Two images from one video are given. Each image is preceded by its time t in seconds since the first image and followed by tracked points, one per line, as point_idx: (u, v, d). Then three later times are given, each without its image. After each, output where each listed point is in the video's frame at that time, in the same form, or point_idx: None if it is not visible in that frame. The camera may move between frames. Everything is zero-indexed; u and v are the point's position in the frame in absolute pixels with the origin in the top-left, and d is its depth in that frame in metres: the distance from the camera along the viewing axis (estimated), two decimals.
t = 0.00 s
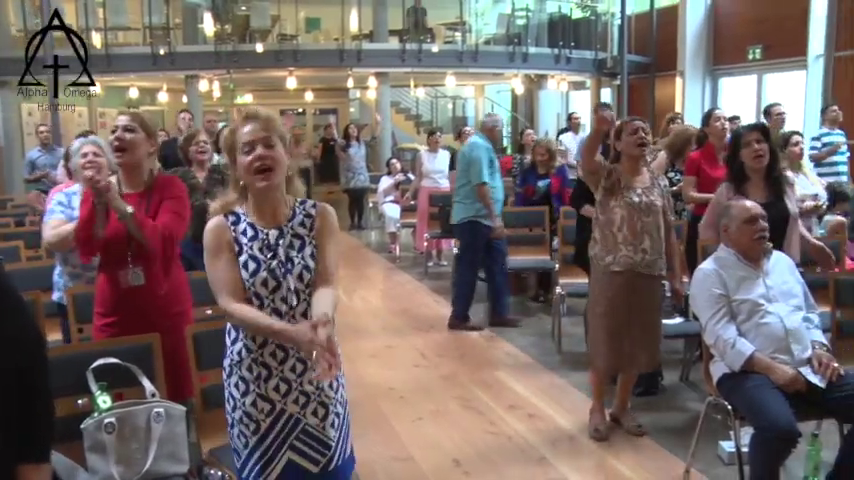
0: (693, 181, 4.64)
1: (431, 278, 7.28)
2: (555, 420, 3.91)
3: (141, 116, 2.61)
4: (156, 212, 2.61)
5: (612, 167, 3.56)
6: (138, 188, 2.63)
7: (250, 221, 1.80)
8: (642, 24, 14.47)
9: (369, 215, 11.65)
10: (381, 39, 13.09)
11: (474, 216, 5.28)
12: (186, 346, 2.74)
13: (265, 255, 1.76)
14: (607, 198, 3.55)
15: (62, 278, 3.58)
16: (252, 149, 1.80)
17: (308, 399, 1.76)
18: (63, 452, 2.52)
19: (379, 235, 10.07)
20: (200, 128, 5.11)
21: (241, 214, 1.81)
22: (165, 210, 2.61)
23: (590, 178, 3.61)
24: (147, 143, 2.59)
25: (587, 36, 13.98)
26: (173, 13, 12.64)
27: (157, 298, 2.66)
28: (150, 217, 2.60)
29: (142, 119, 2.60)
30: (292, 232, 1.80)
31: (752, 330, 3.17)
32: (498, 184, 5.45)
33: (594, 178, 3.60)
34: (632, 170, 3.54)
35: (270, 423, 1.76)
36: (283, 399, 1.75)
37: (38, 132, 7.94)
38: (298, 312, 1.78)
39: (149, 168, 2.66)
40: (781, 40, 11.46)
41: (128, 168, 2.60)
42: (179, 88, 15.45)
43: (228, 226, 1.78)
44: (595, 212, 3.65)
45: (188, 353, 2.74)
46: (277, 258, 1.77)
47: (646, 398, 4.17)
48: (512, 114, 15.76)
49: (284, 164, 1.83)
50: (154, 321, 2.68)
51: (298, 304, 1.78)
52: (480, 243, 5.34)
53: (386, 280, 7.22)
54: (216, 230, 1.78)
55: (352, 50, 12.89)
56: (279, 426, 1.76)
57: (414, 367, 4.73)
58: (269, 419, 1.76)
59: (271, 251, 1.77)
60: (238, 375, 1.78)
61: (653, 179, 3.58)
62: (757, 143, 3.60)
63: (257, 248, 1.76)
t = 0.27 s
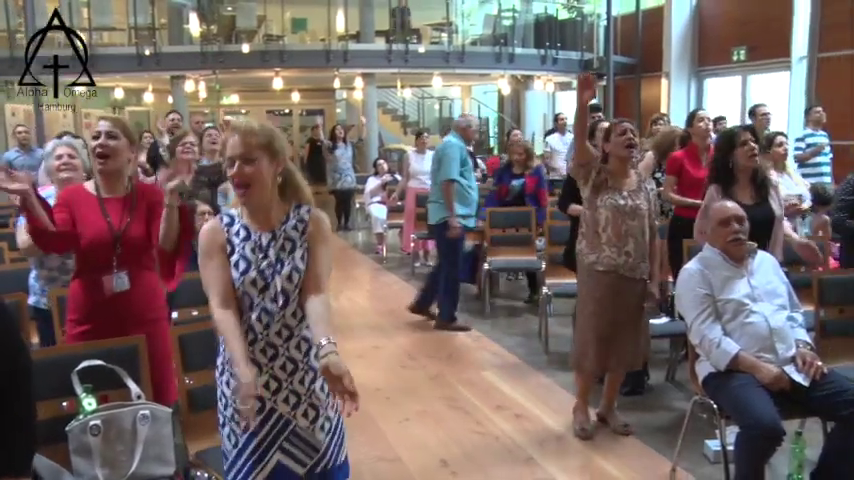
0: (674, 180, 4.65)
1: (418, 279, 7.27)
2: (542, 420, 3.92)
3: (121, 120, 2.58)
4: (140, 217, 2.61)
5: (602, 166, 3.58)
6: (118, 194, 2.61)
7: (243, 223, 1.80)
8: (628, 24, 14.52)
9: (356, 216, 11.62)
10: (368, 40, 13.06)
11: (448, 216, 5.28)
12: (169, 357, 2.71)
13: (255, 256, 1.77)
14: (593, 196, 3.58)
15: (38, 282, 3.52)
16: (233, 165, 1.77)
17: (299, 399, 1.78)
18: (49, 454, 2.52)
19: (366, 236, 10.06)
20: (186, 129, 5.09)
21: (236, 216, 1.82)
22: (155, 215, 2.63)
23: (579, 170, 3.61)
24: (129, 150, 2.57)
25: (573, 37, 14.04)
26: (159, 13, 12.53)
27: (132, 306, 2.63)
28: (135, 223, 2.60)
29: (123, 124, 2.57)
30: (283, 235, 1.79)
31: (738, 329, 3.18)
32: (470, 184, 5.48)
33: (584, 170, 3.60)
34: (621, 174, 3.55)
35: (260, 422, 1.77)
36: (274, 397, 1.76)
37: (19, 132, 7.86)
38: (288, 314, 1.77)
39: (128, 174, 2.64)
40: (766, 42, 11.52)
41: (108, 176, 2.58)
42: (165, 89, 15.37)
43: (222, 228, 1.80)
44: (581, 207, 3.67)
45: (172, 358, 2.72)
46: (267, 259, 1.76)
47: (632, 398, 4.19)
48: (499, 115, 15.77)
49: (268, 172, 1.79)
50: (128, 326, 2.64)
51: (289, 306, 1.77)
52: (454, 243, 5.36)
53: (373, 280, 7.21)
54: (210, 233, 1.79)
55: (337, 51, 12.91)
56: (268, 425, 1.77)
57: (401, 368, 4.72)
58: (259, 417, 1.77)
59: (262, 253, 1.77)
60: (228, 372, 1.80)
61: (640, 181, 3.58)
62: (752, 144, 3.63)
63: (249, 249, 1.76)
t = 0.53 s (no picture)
0: (658, 180, 4.66)
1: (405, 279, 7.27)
2: (530, 420, 3.93)
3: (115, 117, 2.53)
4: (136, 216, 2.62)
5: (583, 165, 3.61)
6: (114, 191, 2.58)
7: (230, 223, 1.81)
8: (614, 25, 14.58)
9: (344, 217, 11.61)
10: (355, 40, 13.05)
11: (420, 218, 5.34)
12: (155, 353, 2.71)
13: (237, 258, 1.78)
14: (575, 194, 3.58)
15: (14, 285, 3.40)
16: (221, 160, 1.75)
17: (277, 400, 1.79)
18: (34, 458, 2.50)
19: (353, 237, 10.05)
20: (172, 130, 5.07)
21: (223, 215, 1.84)
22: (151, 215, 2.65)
23: (560, 168, 3.62)
24: (124, 148, 2.52)
25: (560, 37, 14.06)
26: (145, 13, 12.49)
27: (119, 301, 2.63)
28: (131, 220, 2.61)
29: (118, 122, 2.52)
30: (265, 236, 1.79)
31: (723, 329, 3.20)
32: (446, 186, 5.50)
33: (565, 168, 3.61)
34: (602, 172, 3.58)
35: (239, 419, 1.80)
36: (252, 396, 1.79)
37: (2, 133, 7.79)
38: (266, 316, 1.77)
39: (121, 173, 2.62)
40: (751, 43, 11.60)
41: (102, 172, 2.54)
42: (151, 89, 15.29)
43: (208, 228, 1.82)
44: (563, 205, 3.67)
45: (158, 358, 2.72)
46: (247, 260, 1.77)
47: (619, 398, 4.20)
48: (487, 115, 15.79)
49: (255, 170, 1.79)
50: (108, 320, 2.63)
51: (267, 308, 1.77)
52: (429, 244, 5.42)
53: (360, 281, 7.20)
54: (198, 230, 1.83)
55: (324, 52, 12.91)
56: (247, 422, 1.80)
57: (389, 368, 4.72)
58: (237, 415, 1.80)
59: (242, 254, 1.78)
60: (212, 367, 1.84)
61: (621, 181, 3.60)
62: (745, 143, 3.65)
63: (230, 250, 1.78)
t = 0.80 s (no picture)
0: (646, 179, 4.67)
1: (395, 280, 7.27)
2: (520, 420, 3.93)
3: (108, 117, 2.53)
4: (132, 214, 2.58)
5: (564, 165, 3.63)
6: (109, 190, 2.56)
7: (217, 220, 1.83)
8: (603, 26, 14.63)
9: (334, 217, 11.59)
10: (344, 41, 13.03)
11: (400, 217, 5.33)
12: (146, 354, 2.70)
13: (222, 254, 1.79)
14: (556, 193, 3.59)
15: None
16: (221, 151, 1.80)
17: (256, 399, 1.79)
18: (22, 461, 2.50)
19: (343, 237, 10.04)
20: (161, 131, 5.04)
21: (212, 211, 1.86)
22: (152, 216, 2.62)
23: (541, 166, 3.66)
24: (117, 146, 2.50)
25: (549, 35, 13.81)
26: (133, 14, 12.50)
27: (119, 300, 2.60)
28: (131, 221, 2.58)
29: (110, 121, 2.52)
30: (250, 233, 1.80)
31: (712, 329, 3.22)
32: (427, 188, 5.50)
33: (546, 166, 3.64)
34: (581, 171, 3.59)
35: (219, 416, 1.82)
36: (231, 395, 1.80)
37: None
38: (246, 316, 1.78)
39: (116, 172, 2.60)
40: (739, 45, 11.64)
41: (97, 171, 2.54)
42: (140, 90, 15.22)
43: (194, 224, 1.83)
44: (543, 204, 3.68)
45: (148, 357, 2.72)
46: (232, 257, 1.79)
47: (609, 397, 4.21)
48: (477, 116, 15.82)
49: (253, 164, 1.83)
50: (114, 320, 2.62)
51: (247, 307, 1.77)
52: (408, 243, 5.40)
53: (350, 282, 7.20)
54: (183, 227, 1.84)
55: (314, 52, 12.85)
56: (227, 421, 1.81)
57: (379, 369, 4.72)
58: (217, 412, 1.82)
59: (228, 251, 1.79)
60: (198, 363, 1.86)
61: (601, 181, 3.62)
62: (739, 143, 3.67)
63: (216, 247, 1.79)
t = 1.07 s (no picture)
0: (631, 180, 4.69)
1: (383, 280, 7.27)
2: (508, 420, 3.94)
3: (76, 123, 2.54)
4: (101, 218, 2.52)
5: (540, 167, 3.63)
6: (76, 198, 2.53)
7: (198, 238, 1.82)
8: (590, 25, 14.67)
9: (322, 217, 11.57)
10: (332, 41, 13.03)
11: (381, 216, 5.33)
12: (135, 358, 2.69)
13: (206, 274, 1.77)
14: (534, 196, 3.59)
15: None
16: (207, 175, 1.81)
17: (246, 415, 1.79)
18: (8, 464, 2.49)
19: (332, 237, 10.03)
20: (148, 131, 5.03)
21: (192, 230, 1.85)
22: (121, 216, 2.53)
23: (516, 171, 3.65)
24: (84, 152, 2.51)
25: (537, 37, 13.94)
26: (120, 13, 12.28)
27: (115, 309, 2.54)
28: (101, 224, 2.51)
29: (78, 129, 2.54)
30: (234, 251, 1.80)
31: (698, 326, 3.23)
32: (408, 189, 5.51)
33: (520, 172, 3.64)
34: (557, 172, 3.60)
35: (208, 434, 1.80)
36: (221, 412, 1.78)
37: None
38: (235, 331, 1.76)
39: (86, 174, 2.55)
40: (725, 44, 11.71)
41: (63, 177, 2.50)
42: (127, 90, 15.14)
43: (175, 245, 1.82)
44: (519, 207, 3.67)
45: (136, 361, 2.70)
46: (216, 276, 1.77)
47: (597, 396, 4.22)
48: (465, 116, 15.84)
49: (236, 184, 1.84)
50: (112, 331, 2.57)
51: (235, 323, 1.76)
52: (391, 243, 5.40)
53: (338, 282, 7.19)
54: (165, 250, 1.82)
55: (302, 52, 12.85)
56: (216, 439, 1.80)
57: (368, 369, 4.71)
58: (206, 430, 1.80)
59: (212, 270, 1.78)
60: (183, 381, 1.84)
61: (578, 184, 3.64)
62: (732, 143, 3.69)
63: (199, 267, 1.77)
